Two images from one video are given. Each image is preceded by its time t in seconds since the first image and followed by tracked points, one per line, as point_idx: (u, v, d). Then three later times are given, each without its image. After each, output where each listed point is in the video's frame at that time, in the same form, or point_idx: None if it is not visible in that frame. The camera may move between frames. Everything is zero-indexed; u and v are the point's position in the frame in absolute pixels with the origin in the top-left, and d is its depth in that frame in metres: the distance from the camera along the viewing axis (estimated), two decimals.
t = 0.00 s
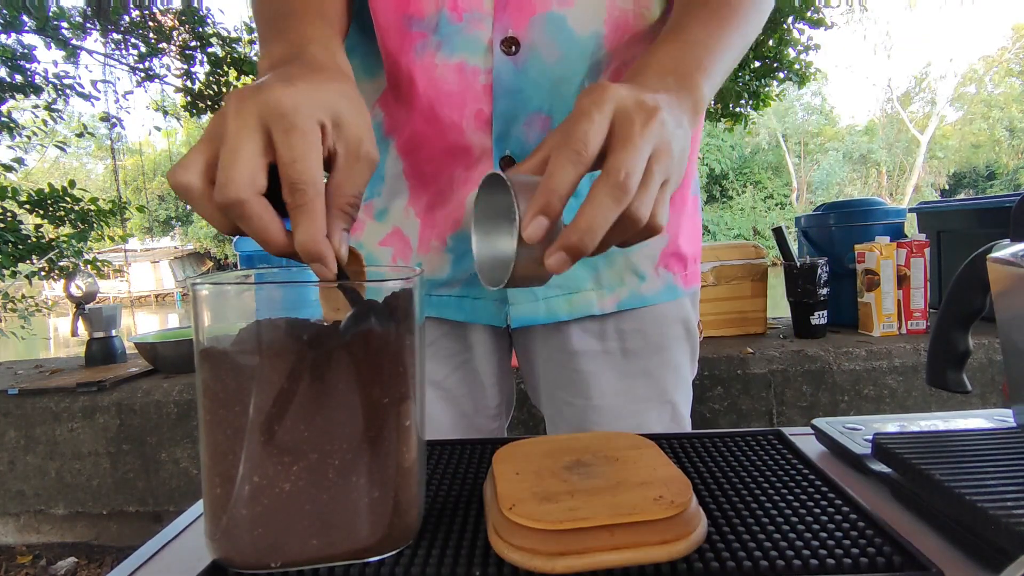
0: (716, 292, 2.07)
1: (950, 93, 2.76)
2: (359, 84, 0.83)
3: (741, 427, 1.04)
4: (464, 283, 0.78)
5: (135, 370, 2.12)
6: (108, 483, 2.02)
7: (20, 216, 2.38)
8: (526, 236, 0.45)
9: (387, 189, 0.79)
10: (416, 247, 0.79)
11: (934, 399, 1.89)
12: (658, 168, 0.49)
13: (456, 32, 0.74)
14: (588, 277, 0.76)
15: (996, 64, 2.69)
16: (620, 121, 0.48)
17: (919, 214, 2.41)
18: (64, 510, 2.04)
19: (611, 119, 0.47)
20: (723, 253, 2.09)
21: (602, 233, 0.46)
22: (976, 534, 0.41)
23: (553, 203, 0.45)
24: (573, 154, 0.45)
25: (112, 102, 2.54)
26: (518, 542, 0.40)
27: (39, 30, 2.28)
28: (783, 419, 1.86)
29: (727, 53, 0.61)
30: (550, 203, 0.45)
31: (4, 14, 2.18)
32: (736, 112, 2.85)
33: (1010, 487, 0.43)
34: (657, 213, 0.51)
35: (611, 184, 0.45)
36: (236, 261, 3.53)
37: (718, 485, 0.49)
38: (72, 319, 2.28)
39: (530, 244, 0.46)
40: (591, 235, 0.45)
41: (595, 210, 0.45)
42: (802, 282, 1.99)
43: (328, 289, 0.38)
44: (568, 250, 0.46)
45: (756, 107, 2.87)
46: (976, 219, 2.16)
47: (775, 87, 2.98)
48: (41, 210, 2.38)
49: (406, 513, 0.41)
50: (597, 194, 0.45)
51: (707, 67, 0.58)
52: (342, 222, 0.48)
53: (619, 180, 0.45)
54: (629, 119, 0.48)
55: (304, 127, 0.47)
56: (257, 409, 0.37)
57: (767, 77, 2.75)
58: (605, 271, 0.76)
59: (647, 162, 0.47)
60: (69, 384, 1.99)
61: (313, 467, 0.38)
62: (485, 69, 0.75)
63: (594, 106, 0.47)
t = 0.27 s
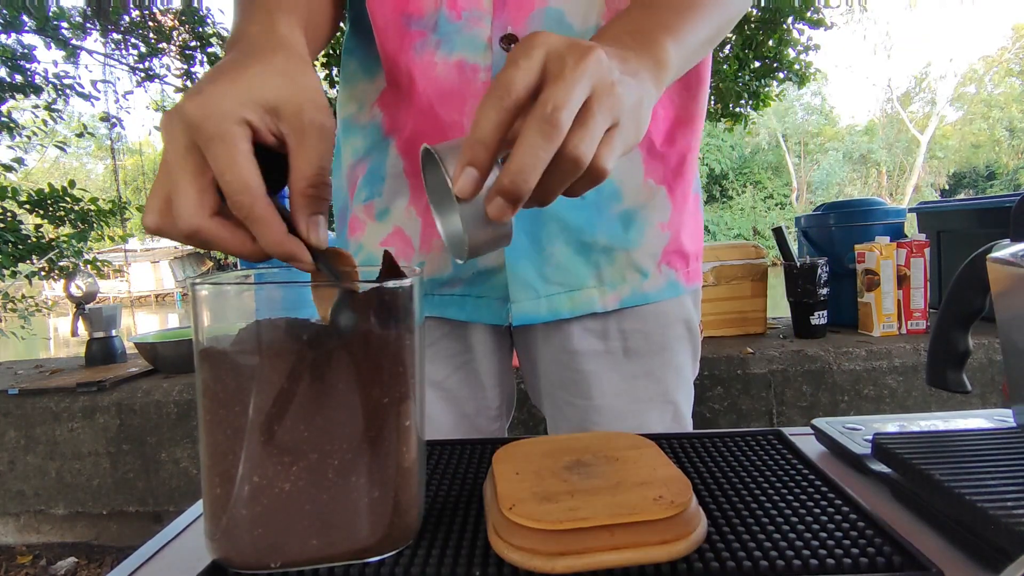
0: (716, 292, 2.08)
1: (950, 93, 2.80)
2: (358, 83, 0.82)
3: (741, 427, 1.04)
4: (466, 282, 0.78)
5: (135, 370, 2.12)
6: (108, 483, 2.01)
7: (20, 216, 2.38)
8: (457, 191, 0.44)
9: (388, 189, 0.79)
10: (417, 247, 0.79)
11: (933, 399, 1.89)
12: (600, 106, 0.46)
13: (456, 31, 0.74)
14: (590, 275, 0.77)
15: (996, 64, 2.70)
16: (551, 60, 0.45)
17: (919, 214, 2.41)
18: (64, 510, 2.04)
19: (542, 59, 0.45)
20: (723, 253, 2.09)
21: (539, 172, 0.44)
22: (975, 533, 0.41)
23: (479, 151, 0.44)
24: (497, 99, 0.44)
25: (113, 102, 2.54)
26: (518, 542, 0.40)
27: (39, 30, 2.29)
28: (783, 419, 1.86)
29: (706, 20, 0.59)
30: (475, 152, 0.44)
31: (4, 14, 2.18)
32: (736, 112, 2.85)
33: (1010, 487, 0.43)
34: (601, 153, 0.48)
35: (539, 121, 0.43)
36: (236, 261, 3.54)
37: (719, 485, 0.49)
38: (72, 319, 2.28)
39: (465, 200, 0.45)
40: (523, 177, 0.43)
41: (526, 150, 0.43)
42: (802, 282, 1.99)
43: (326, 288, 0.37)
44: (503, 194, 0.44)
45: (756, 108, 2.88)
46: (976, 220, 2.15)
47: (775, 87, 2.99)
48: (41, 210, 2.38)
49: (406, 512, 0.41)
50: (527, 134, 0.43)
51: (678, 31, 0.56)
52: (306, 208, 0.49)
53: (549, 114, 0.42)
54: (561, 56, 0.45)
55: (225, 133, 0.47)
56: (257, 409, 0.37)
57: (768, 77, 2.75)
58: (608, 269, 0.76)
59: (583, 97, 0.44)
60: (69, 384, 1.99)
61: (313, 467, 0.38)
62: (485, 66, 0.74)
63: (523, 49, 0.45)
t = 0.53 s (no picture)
0: (716, 292, 2.08)
1: (949, 93, 2.79)
2: (353, 85, 0.82)
3: (740, 427, 1.04)
4: (464, 281, 0.78)
5: (135, 370, 2.12)
6: (108, 483, 2.01)
7: (20, 216, 2.38)
8: (435, 182, 0.45)
9: (384, 188, 0.80)
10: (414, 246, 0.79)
11: (933, 399, 1.89)
12: (584, 109, 0.45)
13: (450, 31, 0.74)
14: (588, 275, 0.77)
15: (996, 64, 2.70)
16: (542, 57, 0.45)
17: (919, 214, 2.41)
18: (64, 510, 2.04)
19: (534, 55, 0.45)
20: (723, 253, 2.09)
21: (514, 177, 0.43)
22: (975, 533, 0.41)
23: (461, 145, 0.44)
24: (483, 93, 0.43)
25: (112, 102, 2.54)
26: (518, 542, 0.40)
27: (39, 30, 2.29)
28: (783, 419, 1.86)
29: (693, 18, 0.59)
30: (457, 145, 0.44)
31: (4, 14, 2.18)
32: (736, 112, 2.85)
33: (1010, 487, 0.43)
34: (584, 156, 0.48)
35: (519, 122, 0.42)
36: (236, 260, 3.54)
37: (718, 485, 0.49)
38: (72, 319, 2.27)
39: (443, 191, 0.46)
40: (501, 178, 0.43)
41: (505, 151, 0.42)
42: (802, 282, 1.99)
43: (326, 289, 0.37)
44: (478, 195, 0.44)
45: (756, 107, 2.88)
46: (976, 220, 2.15)
47: (775, 87, 2.99)
48: (41, 210, 2.38)
49: (406, 512, 0.41)
50: (507, 134, 0.42)
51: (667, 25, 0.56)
52: (255, 189, 0.47)
53: (529, 116, 0.42)
54: (552, 54, 0.44)
55: (149, 137, 0.50)
56: (257, 409, 0.37)
57: (768, 77, 2.75)
58: (605, 268, 0.76)
59: (568, 99, 0.44)
60: (69, 384, 1.99)
61: (313, 467, 0.38)
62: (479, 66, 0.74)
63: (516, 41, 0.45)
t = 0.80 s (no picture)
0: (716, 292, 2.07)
1: (950, 93, 2.78)
2: (349, 84, 0.82)
3: (741, 428, 1.04)
4: (459, 283, 0.78)
5: (135, 370, 2.12)
6: (108, 483, 2.01)
7: (20, 216, 2.38)
8: (462, 190, 0.45)
9: (382, 188, 0.79)
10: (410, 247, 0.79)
11: (933, 399, 1.89)
12: (604, 152, 0.49)
13: (444, 32, 0.74)
14: (582, 276, 0.76)
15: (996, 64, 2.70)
16: (584, 95, 0.47)
17: (919, 214, 2.41)
18: (64, 510, 2.04)
19: (576, 89, 0.47)
20: (723, 253, 2.09)
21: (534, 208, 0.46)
22: (975, 533, 0.41)
23: (499, 159, 0.44)
24: (529, 115, 0.45)
25: (112, 102, 2.54)
26: (518, 543, 0.39)
27: (39, 30, 2.29)
28: (783, 419, 1.86)
29: (701, 32, 0.61)
30: (494, 158, 0.44)
31: (4, 14, 2.18)
32: (736, 112, 2.85)
33: (1010, 487, 0.43)
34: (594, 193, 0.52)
35: (552, 157, 0.46)
36: (236, 260, 3.54)
37: (718, 485, 0.49)
38: (72, 319, 2.28)
39: (472, 198, 0.45)
40: (523, 205, 0.46)
41: (532, 183, 0.45)
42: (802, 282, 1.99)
43: (324, 288, 0.38)
44: (497, 218, 0.46)
45: (756, 108, 2.87)
46: (976, 220, 2.15)
47: (775, 87, 2.99)
48: (41, 210, 2.38)
49: (406, 512, 0.41)
50: (537, 164, 0.46)
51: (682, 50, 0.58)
52: (268, 106, 0.53)
53: (560, 154, 0.46)
54: (591, 95, 0.48)
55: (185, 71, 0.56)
56: (257, 409, 0.37)
57: (768, 77, 2.76)
58: (599, 270, 0.76)
59: (598, 139, 0.47)
60: (69, 384, 1.99)
61: (313, 467, 0.38)
62: (472, 68, 0.74)
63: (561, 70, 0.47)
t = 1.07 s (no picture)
0: (716, 292, 2.07)
1: (950, 93, 2.74)
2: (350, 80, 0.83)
3: (741, 428, 1.04)
4: (453, 283, 0.78)
5: (135, 370, 2.12)
6: (108, 483, 2.01)
7: (20, 216, 2.38)
8: (500, 214, 0.45)
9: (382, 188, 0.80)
10: (404, 247, 0.80)
11: (934, 399, 1.89)
12: (633, 191, 0.51)
13: (440, 31, 0.74)
14: (576, 277, 0.76)
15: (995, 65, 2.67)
16: (623, 130, 0.49)
17: (919, 213, 2.41)
18: (64, 510, 2.04)
19: (615, 125, 0.48)
20: (723, 253, 2.09)
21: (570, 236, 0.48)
22: (976, 534, 0.41)
23: (539, 190, 0.45)
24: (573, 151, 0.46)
25: (113, 102, 2.54)
26: (518, 543, 0.39)
27: (39, 30, 2.29)
28: (783, 419, 1.86)
29: (724, 65, 0.62)
30: (536, 184, 0.45)
31: (4, 15, 2.18)
32: (736, 112, 2.85)
33: (1010, 487, 0.43)
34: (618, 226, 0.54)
35: (594, 188, 0.47)
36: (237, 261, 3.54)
37: (718, 485, 0.49)
38: (72, 319, 2.28)
39: (507, 223, 0.46)
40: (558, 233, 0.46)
41: (571, 211, 0.47)
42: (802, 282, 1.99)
43: (324, 289, 0.38)
44: (531, 242, 0.45)
45: (756, 108, 2.87)
46: (976, 220, 2.15)
47: (774, 87, 2.99)
48: (41, 210, 2.38)
49: (405, 513, 0.41)
50: (578, 196, 0.47)
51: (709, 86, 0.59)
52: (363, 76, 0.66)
53: (601, 189, 0.47)
54: (628, 133, 0.49)
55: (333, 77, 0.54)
56: (257, 409, 0.37)
57: (768, 77, 2.76)
58: (593, 272, 0.76)
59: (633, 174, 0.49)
60: (69, 384, 1.99)
61: (313, 467, 0.38)
62: (469, 67, 0.74)
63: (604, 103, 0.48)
